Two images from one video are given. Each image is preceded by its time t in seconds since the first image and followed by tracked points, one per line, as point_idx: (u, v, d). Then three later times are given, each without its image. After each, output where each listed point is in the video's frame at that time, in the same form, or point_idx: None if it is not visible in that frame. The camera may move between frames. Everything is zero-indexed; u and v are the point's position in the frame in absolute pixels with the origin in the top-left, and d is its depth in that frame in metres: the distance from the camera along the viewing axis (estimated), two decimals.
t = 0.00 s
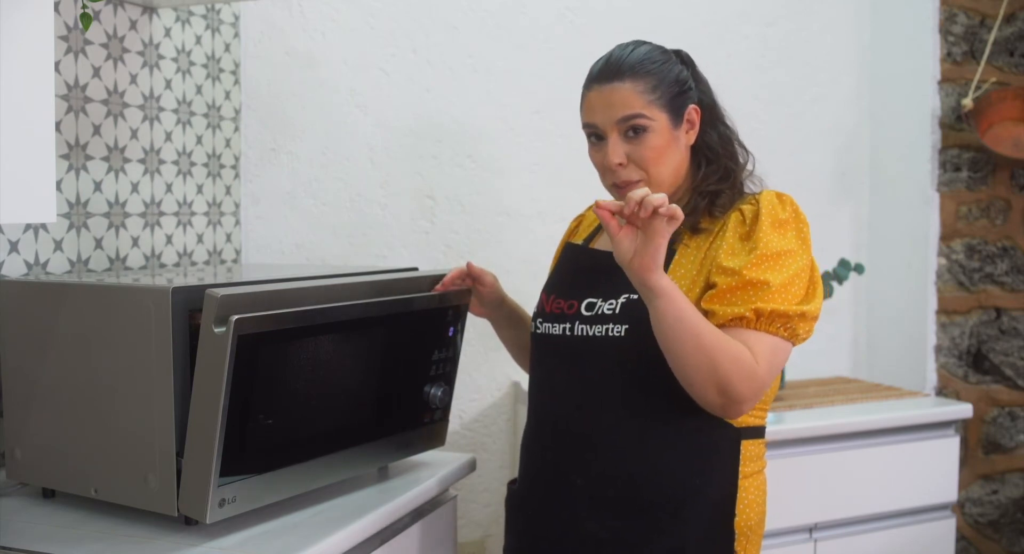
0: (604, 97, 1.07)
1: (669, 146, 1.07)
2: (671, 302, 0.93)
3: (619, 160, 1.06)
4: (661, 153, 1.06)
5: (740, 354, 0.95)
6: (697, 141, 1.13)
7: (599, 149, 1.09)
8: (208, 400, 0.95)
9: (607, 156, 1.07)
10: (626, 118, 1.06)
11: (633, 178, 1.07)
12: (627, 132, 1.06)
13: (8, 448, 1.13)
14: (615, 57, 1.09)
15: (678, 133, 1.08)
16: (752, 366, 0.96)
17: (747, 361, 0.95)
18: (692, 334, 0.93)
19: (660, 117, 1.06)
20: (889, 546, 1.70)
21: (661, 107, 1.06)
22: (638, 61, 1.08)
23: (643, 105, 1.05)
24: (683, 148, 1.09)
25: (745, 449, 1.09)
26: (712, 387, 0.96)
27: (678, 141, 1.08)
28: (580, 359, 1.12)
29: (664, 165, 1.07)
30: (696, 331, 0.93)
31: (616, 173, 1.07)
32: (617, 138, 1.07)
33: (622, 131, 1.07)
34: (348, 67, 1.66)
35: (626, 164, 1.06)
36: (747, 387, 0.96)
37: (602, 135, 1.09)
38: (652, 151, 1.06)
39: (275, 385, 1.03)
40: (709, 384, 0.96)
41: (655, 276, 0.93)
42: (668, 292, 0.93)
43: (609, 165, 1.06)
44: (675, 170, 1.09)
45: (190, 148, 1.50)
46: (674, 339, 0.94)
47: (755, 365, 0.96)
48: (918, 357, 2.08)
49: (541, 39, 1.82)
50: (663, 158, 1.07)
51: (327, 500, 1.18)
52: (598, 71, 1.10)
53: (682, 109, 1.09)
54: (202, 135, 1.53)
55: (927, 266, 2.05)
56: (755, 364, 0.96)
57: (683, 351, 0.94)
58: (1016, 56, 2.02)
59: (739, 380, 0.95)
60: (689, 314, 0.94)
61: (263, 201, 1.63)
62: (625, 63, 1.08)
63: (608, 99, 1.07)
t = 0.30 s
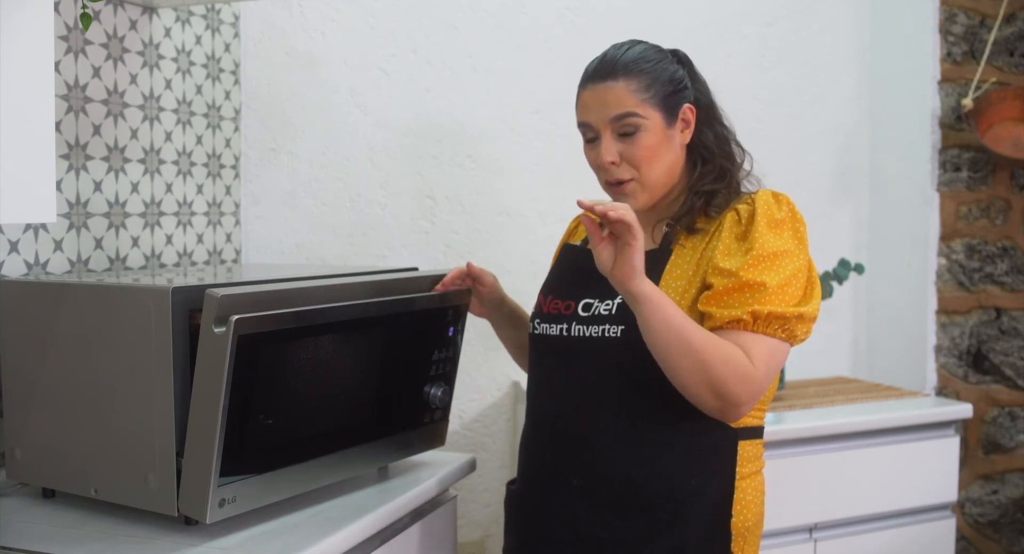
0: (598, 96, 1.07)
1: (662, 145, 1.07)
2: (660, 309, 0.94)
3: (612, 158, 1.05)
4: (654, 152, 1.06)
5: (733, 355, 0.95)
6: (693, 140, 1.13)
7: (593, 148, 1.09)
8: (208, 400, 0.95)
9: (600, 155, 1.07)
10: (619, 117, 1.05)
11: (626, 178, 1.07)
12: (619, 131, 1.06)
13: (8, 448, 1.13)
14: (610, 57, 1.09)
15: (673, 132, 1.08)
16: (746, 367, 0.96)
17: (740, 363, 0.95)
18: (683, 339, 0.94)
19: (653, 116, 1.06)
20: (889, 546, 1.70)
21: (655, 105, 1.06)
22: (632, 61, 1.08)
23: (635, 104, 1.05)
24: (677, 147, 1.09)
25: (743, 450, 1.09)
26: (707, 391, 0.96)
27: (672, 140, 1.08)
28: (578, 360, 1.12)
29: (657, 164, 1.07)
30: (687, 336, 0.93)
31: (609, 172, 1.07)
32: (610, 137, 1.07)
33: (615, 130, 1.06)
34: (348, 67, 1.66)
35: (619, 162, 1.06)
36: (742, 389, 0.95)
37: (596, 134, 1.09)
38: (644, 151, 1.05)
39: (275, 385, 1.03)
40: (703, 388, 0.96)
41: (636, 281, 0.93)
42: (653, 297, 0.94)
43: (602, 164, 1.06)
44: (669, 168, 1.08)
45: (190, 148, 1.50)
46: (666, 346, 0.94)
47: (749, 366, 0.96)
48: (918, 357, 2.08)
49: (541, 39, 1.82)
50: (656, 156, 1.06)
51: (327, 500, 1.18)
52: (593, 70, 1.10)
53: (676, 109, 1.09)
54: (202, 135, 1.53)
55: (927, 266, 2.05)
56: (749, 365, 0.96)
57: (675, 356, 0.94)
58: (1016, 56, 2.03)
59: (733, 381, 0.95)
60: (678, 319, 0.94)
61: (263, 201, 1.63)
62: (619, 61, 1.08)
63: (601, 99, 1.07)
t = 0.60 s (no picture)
0: (604, 83, 1.07)
1: (664, 135, 1.07)
2: (654, 245, 0.96)
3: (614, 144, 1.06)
4: (657, 141, 1.06)
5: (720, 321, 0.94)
6: (694, 138, 1.13)
7: (596, 135, 1.09)
8: (208, 400, 0.95)
9: (602, 141, 1.07)
10: (623, 104, 1.05)
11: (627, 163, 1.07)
12: (623, 117, 1.06)
13: (8, 448, 1.13)
14: (618, 48, 1.10)
15: (676, 125, 1.08)
16: (732, 341, 0.94)
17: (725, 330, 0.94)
18: (670, 281, 0.95)
19: (657, 107, 1.06)
20: (889, 546, 1.70)
21: (659, 97, 1.06)
22: (639, 53, 1.08)
23: (640, 93, 1.05)
24: (680, 141, 1.09)
25: (739, 448, 1.08)
26: (685, 350, 0.95)
27: (675, 133, 1.08)
28: (576, 358, 1.12)
29: (659, 153, 1.07)
30: (675, 281, 0.95)
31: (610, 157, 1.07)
32: (614, 124, 1.07)
33: (619, 117, 1.06)
34: (348, 67, 1.66)
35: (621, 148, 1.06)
36: (721, 356, 0.94)
37: (600, 121, 1.09)
38: (647, 137, 1.06)
39: (275, 385, 1.03)
40: (681, 343, 0.95)
41: (638, 211, 0.98)
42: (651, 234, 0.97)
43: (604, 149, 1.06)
44: (670, 161, 1.09)
45: (189, 148, 1.50)
46: (654, 288, 0.96)
47: (737, 342, 0.95)
48: (917, 357, 2.08)
49: (542, 39, 1.81)
50: (659, 146, 1.06)
51: (327, 500, 1.18)
52: (601, 61, 1.10)
53: (681, 103, 1.09)
54: (202, 134, 1.53)
55: (927, 266, 2.05)
56: (735, 340, 0.94)
57: (660, 300, 0.95)
58: (1016, 56, 2.03)
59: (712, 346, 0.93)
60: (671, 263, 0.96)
61: (263, 201, 1.63)
62: (626, 54, 1.08)
63: (607, 85, 1.07)
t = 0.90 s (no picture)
0: (607, 79, 1.07)
1: (667, 133, 1.07)
2: (655, 247, 0.97)
3: (617, 141, 1.05)
4: (659, 139, 1.06)
5: (719, 325, 0.94)
6: (695, 138, 1.13)
7: (597, 133, 1.09)
8: (208, 400, 0.95)
9: (604, 137, 1.07)
10: (627, 101, 1.05)
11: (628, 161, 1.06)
12: (625, 115, 1.06)
13: (8, 448, 1.13)
14: (622, 46, 1.10)
15: (677, 124, 1.08)
16: (730, 344, 0.94)
17: (723, 334, 0.94)
18: (671, 283, 0.95)
19: (660, 105, 1.06)
20: (889, 546, 1.70)
21: (662, 95, 1.06)
22: (642, 52, 1.08)
23: (643, 90, 1.05)
24: (681, 140, 1.09)
25: (739, 447, 1.09)
26: (683, 353, 0.95)
27: (677, 132, 1.08)
28: (575, 357, 1.12)
29: (660, 151, 1.07)
30: (674, 284, 0.95)
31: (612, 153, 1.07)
32: (616, 121, 1.07)
33: (622, 114, 1.06)
34: (348, 67, 1.66)
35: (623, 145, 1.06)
36: (718, 361, 0.94)
37: (602, 119, 1.09)
38: (649, 135, 1.06)
39: (275, 385, 1.03)
40: (679, 345, 0.95)
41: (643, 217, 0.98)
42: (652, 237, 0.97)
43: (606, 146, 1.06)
44: (671, 159, 1.09)
45: (190, 148, 1.50)
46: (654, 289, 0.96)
47: (735, 345, 0.95)
48: (917, 357, 2.08)
49: (542, 39, 1.81)
50: (661, 144, 1.06)
51: (327, 500, 1.18)
52: (603, 60, 1.10)
53: (683, 102, 1.09)
54: (202, 134, 1.53)
55: (927, 266, 2.05)
56: (735, 344, 0.95)
57: (661, 302, 0.95)
58: (1016, 56, 2.03)
59: (710, 350, 0.94)
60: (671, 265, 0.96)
61: (263, 201, 1.63)
62: (629, 52, 1.08)
63: (610, 82, 1.07)
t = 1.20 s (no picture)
0: (603, 83, 1.07)
1: (664, 136, 1.07)
2: (661, 240, 0.96)
3: (612, 144, 1.05)
4: (655, 142, 1.06)
5: (723, 320, 0.94)
6: (693, 139, 1.13)
7: (593, 135, 1.09)
8: (208, 400, 0.95)
9: (600, 140, 1.07)
10: (622, 104, 1.05)
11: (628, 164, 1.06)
12: (621, 118, 1.06)
13: (9, 448, 1.13)
14: (617, 48, 1.10)
15: (673, 127, 1.08)
16: (732, 339, 0.94)
17: (728, 328, 0.94)
18: (676, 277, 0.95)
19: (655, 107, 1.06)
20: (889, 546, 1.70)
21: (657, 97, 1.06)
22: (637, 54, 1.08)
23: (639, 93, 1.05)
24: (677, 142, 1.09)
25: (739, 447, 1.09)
26: (687, 347, 0.95)
27: (674, 135, 1.08)
28: (575, 358, 1.12)
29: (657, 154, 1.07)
30: (681, 277, 0.94)
31: (611, 157, 1.07)
32: (612, 124, 1.07)
33: (619, 117, 1.06)
34: (348, 67, 1.66)
35: (619, 148, 1.06)
36: (721, 356, 0.94)
37: (597, 122, 1.09)
38: (648, 137, 1.05)
39: (275, 385, 1.03)
40: (683, 339, 0.95)
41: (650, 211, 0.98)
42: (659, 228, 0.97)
43: (602, 148, 1.06)
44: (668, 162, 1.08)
45: (189, 148, 1.50)
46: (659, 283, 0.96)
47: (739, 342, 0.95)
48: (917, 357, 2.08)
49: (542, 39, 1.81)
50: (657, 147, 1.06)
51: (327, 500, 1.18)
52: (598, 62, 1.10)
53: (679, 104, 1.09)
54: (202, 134, 1.53)
55: (927, 266, 2.05)
56: (737, 339, 0.94)
57: (665, 295, 0.95)
58: (1016, 56, 2.03)
59: (713, 345, 0.94)
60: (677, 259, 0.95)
61: (263, 201, 1.63)
62: (624, 54, 1.08)
63: (605, 85, 1.07)
